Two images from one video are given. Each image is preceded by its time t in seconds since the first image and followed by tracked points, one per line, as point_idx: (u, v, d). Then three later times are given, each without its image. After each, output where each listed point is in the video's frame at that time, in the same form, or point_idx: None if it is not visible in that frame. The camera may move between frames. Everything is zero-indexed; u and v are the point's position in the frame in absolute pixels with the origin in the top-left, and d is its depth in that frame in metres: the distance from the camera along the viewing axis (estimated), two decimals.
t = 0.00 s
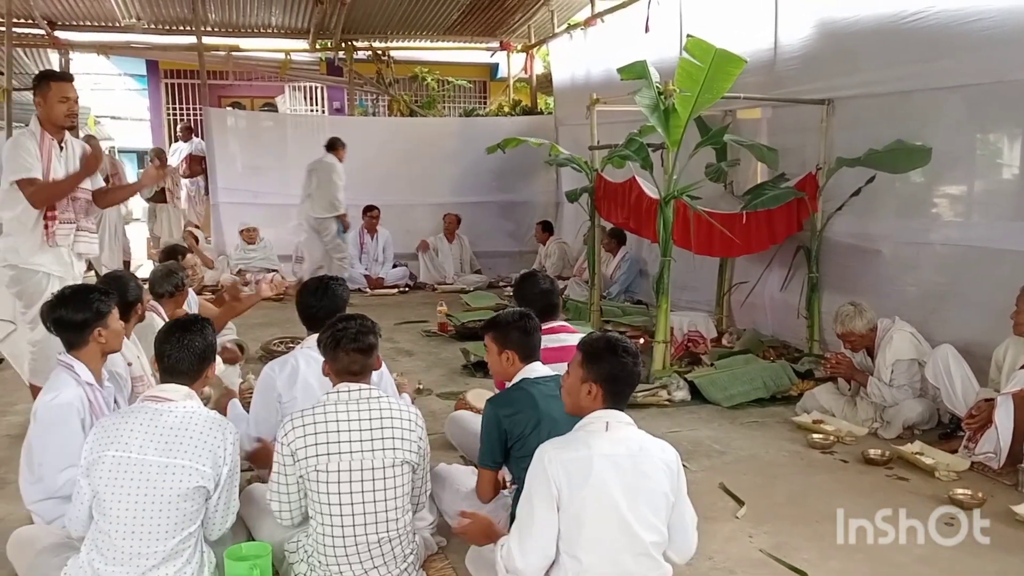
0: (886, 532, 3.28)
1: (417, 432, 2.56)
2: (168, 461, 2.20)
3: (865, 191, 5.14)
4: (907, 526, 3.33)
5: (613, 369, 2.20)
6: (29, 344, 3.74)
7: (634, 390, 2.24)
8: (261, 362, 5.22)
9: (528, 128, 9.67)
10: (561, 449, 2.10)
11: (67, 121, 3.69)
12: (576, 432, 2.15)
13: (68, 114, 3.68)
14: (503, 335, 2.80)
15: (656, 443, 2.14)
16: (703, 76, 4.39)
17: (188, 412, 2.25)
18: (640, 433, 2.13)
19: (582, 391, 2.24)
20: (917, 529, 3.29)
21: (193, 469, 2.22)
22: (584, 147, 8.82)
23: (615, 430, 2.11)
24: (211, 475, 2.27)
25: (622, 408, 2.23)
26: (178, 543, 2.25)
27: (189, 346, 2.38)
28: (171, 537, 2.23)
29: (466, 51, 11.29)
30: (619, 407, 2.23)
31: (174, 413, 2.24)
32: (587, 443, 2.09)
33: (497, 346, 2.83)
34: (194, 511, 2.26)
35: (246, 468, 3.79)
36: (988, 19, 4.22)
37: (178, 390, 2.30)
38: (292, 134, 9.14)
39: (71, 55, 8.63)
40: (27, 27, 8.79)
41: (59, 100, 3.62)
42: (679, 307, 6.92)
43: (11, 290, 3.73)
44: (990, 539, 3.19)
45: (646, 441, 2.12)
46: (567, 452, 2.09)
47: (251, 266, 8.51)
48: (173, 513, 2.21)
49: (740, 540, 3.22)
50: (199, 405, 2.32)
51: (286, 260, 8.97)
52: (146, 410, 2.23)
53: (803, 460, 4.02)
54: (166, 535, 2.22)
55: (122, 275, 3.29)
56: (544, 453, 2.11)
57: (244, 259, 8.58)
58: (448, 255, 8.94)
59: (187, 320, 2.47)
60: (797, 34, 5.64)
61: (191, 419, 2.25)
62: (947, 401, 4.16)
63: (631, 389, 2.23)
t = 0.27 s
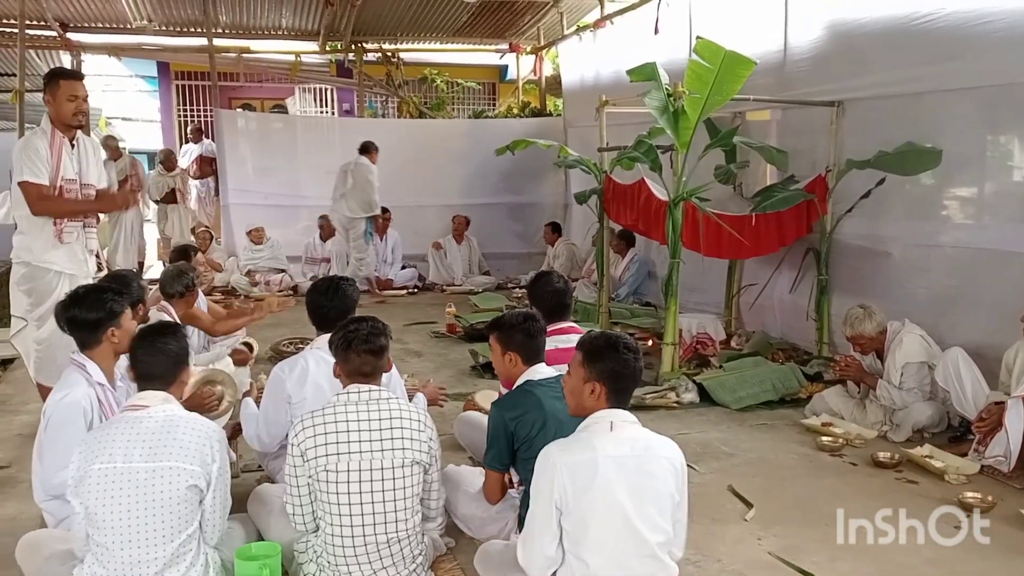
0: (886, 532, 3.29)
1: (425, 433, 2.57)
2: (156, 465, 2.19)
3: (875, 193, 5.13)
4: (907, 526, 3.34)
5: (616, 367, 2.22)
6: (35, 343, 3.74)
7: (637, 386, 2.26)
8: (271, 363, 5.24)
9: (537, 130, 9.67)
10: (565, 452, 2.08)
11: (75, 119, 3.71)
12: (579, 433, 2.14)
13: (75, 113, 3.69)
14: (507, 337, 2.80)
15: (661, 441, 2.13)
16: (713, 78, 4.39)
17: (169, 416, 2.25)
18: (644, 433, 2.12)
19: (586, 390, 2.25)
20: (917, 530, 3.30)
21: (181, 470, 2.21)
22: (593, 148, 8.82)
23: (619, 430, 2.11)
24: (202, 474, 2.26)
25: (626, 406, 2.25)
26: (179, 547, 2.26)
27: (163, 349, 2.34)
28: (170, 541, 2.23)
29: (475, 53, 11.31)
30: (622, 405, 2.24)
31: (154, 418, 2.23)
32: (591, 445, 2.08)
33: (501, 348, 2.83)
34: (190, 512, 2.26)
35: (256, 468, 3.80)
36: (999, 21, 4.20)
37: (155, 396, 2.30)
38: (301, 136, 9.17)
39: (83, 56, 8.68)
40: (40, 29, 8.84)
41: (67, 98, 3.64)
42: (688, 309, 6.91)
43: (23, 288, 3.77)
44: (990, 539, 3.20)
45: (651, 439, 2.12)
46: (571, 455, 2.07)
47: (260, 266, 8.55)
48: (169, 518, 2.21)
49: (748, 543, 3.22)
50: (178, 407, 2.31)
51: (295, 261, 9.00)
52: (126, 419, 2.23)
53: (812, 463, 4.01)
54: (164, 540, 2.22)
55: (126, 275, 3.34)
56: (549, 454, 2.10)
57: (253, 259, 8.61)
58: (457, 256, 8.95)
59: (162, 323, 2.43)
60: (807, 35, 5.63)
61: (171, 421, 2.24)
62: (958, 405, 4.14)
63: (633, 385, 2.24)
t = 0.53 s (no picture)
0: (885, 531, 3.30)
1: (434, 431, 2.58)
2: (136, 470, 2.15)
3: (882, 193, 5.12)
4: (907, 525, 3.34)
5: (605, 369, 2.20)
6: (51, 344, 3.75)
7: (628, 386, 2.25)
8: (278, 361, 5.25)
9: (544, 129, 9.68)
10: (564, 459, 2.07)
11: (83, 121, 3.71)
12: (576, 438, 2.13)
13: (83, 114, 3.70)
14: (508, 338, 2.81)
15: (660, 439, 2.14)
16: (720, 77, 4.39)
17: (136, 416, 2.20)
18: (642, 430, 2.13)
19: (578, 394, 2.24)
20: (917, 529, 3.31)
21: (163, 469, 2.17)
22: (599, 148, 8.82)
23: (617, 432, 2.11)
24: (185, 468, 2.23)
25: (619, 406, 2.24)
26: (177, 543, 2.25)
27: (109, 351, 2.28)
28: (167, 539, 2.22)
29: (482, 53, 11.32)
30: (615, 406, 2.23)
31: (122, 421, 2.18)
32: (590, 449, 2.07)
33: (502, 349, 2.84)
34: (181, 509, 2.24)
35: (263, 466, 3.82)
36: (1006, 20, 4.19)
37: (116, 400, 2.23)
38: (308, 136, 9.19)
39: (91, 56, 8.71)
40: (48, 29, 8.88)
41: (74, 100, 3.65)
42: (694, 308, 6.91)
43: (34, 290, 3.78)
44: (990, 538, 3.21)
45: (649, 438, 2.12)
46: (571, 460, 2.07)
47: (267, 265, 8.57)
48: (161, 519, 2.19)
49: (755, 542, 3.22)
50: (142, 405, 2.26)
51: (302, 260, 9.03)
52: (91, 432, 2.16)
53: (818, 462, 4.00)
54: (161, 540, 2.21)
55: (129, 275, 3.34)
56: (549, 463, 2.09)
57: (260, 259, 8.64)
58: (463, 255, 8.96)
59: (108, 327, 2.37)
60: (814, 35, 5.62)
61: (138, 422, 2.18)
62: (965, 405, 4.13)
63: (624, 385, 2.23)
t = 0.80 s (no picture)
0: (885, 531, 3.30)
1: (440, 430, 2.58)
2: (139, 471, 2.15)
3: (889, 193, 5.10)
4: (907, 525, 3.34)
5: (599, 367, 2.20)
6: (48, 340, 3.79)
7: (624, 384, 2.23)
8: (285, 360, 5.27)
9: (551, 129, 9.68)
10: (563, 464, 2.07)
11: (94, 116, 3.74)
12: (575, 442, 2.13)
13: (94, 110, 3.72)
14: (520, 331, 2.82)
15: (662, 439, 2.14)
16: (727, 77, 4.38)
17: (134, 417, 2.20)
18: (641, 430, 2.13)
19: (574, 394, 2.23)
20: (917, 529, 3.31)
21: (166, 468, 2.18)
22: (606, 148, 8.82)
23: (615, 433, 2.11)
24: (188, 466, 2.24)
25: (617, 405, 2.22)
26: (184, 543, 2.26)
27: (94, 356, 2.29)
28: (174, 539, 2.23)
29: (489, 52, 11.32)
30: (614, 405, 2.22)
31: (120, 423, 2.18)
32: (590, 453, 2.07)
33: (514, 342, 2.85)
34: (186, 508, 2.25)
35: (270, 465, 3.83)
36: (1015, 20, 4.18)
37: (111, 404, 2.23)
38: (315, 135, 9.21)
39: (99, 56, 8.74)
40: (57, 29, 8.91)
41: (85, 95, 3.67)
42: (701, 308, 6.90)
43: (37, 286, 3.80)
44: (991, 538, 3.21)
45: (649, 437, 2.13)
46: (571, 465, 2.06)
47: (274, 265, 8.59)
48: (166, 519, 2.20)
49: (761, 542, 3.22)
50: (137, 408, 2.26)
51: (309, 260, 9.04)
52: (89, 437, 2.16)
53: (825, 463, 4.00)
54: (168, 540, 2.22)
55: (133, 272, 3.36)
56: (548, 468, 2.09)
57: (267, 258, 8.66)
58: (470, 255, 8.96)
59: (92, 333, 2.37)
60: (821, 34, 5.61)
61: (137, 424, 2.19)
62: (972, 406, 4.12)
63: (620, 383, 2.22)
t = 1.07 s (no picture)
0: (886, 532, 3.29)
1: (447, 429, 2.58)
2: (153, 468, 2.16)
3: (897, 192, 5.09)
4: (907, 525, 3.34)
5: (590, 370, 2.20)
6: (63, 339, 3.82)
7: (619, 388, 2.21)
8: (292, 358, 5.28)
9: (557, 128, 9.68)
10: (562, 469, 2.08)
11: (102, 113, 3.74)
12: (574, 444, 2.13)
13: (102, 107, 3.72)
14: (525, 335, 2.82)
15: (661, 438, 2.14)
16: (734, 76, 4.38)
17: (152, 415, 2.21)
18: (641, 430, 2.13)
19: (569, 395, 2.26)
20: (917, 528, 3.31)
21: (180, 468, 2.19)
22: (612, 147, 8.82)
23: (615, 433, 2.11)
24: (201, 468, 2.25)
25: (610, 408, 2.20)
26: (191, 543, 2.26)
27: (125, 348, 2.30)
28: (183, 539, 2.23)
29: (495, 51, 11.33)
30: (606, 409, 2.20)
31: (138, 419, 2.20)
32: (590, 454, 2.07)
33: (518, 346, 2.86)
34: (196, 509, 2.25)
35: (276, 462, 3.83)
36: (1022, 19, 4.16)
37: (132, 397, 2.25)
38: (321, 134, 9.22)
39: (107, 55, 8.76)
40: (65, 27, 8.94)
41: (92, 92, 3.68)
42: (707, 308, 6.90)
43: (46, 285, 3.81)
44: (990, 539, 3.20)
45: (648, 436, 2.13)
46: (570, 468, 2.07)
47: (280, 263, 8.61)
48: (177, 518, 2.20)
49: (767, 542, 3.21)
50: (157, 403, 2.28)
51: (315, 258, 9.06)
52: (108, 430, 2.18)
53: (831, 463, 3.99)
54: (176, 539, 2.22)
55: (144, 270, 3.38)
56: (548, 472, 2.10)
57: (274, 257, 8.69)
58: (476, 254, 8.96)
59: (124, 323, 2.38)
60: (828, 33, 5.60)
61: (155, 421, 2.20)
62: (979, 406, 4.11)
63: (613, 387, 2.19)
